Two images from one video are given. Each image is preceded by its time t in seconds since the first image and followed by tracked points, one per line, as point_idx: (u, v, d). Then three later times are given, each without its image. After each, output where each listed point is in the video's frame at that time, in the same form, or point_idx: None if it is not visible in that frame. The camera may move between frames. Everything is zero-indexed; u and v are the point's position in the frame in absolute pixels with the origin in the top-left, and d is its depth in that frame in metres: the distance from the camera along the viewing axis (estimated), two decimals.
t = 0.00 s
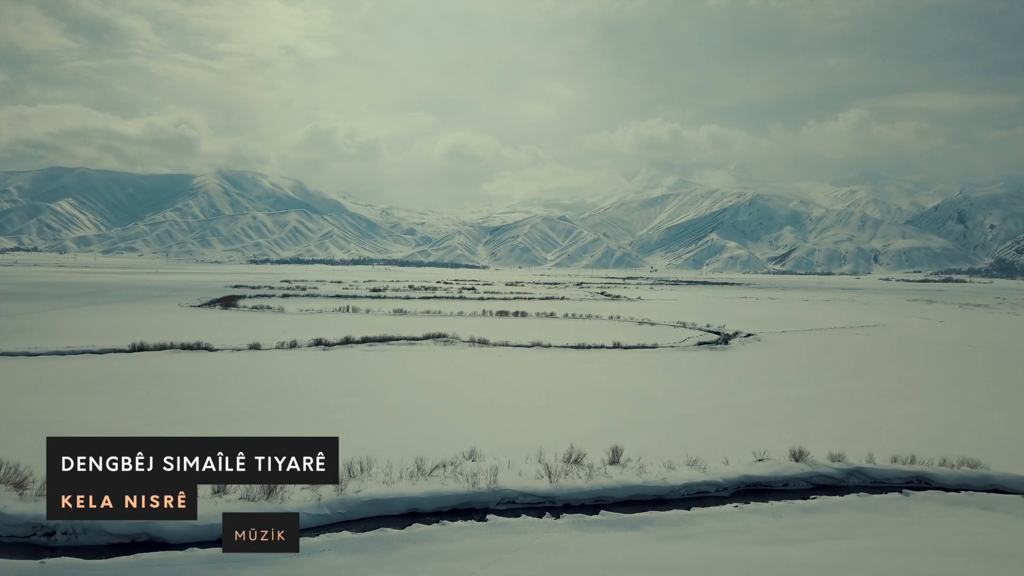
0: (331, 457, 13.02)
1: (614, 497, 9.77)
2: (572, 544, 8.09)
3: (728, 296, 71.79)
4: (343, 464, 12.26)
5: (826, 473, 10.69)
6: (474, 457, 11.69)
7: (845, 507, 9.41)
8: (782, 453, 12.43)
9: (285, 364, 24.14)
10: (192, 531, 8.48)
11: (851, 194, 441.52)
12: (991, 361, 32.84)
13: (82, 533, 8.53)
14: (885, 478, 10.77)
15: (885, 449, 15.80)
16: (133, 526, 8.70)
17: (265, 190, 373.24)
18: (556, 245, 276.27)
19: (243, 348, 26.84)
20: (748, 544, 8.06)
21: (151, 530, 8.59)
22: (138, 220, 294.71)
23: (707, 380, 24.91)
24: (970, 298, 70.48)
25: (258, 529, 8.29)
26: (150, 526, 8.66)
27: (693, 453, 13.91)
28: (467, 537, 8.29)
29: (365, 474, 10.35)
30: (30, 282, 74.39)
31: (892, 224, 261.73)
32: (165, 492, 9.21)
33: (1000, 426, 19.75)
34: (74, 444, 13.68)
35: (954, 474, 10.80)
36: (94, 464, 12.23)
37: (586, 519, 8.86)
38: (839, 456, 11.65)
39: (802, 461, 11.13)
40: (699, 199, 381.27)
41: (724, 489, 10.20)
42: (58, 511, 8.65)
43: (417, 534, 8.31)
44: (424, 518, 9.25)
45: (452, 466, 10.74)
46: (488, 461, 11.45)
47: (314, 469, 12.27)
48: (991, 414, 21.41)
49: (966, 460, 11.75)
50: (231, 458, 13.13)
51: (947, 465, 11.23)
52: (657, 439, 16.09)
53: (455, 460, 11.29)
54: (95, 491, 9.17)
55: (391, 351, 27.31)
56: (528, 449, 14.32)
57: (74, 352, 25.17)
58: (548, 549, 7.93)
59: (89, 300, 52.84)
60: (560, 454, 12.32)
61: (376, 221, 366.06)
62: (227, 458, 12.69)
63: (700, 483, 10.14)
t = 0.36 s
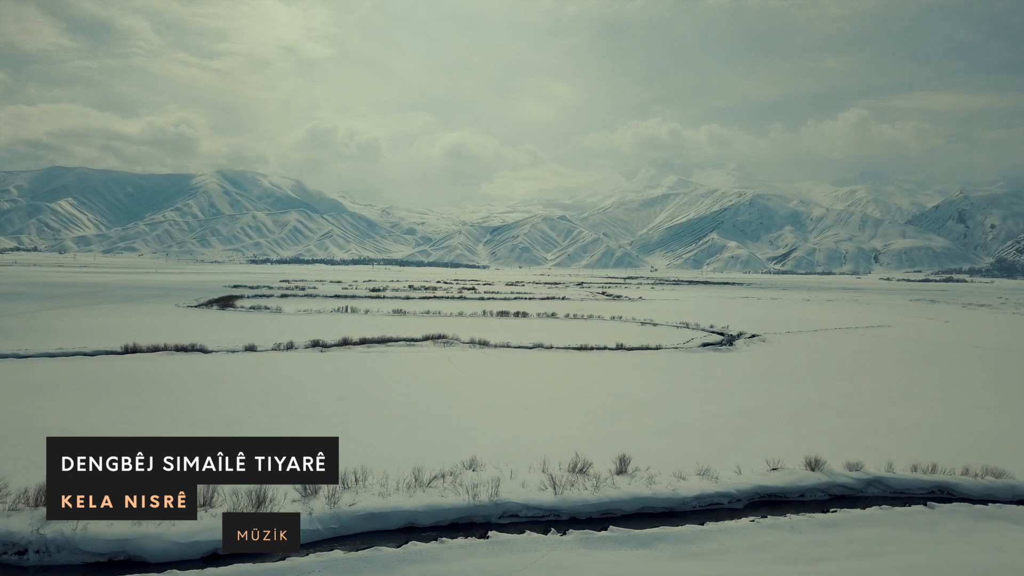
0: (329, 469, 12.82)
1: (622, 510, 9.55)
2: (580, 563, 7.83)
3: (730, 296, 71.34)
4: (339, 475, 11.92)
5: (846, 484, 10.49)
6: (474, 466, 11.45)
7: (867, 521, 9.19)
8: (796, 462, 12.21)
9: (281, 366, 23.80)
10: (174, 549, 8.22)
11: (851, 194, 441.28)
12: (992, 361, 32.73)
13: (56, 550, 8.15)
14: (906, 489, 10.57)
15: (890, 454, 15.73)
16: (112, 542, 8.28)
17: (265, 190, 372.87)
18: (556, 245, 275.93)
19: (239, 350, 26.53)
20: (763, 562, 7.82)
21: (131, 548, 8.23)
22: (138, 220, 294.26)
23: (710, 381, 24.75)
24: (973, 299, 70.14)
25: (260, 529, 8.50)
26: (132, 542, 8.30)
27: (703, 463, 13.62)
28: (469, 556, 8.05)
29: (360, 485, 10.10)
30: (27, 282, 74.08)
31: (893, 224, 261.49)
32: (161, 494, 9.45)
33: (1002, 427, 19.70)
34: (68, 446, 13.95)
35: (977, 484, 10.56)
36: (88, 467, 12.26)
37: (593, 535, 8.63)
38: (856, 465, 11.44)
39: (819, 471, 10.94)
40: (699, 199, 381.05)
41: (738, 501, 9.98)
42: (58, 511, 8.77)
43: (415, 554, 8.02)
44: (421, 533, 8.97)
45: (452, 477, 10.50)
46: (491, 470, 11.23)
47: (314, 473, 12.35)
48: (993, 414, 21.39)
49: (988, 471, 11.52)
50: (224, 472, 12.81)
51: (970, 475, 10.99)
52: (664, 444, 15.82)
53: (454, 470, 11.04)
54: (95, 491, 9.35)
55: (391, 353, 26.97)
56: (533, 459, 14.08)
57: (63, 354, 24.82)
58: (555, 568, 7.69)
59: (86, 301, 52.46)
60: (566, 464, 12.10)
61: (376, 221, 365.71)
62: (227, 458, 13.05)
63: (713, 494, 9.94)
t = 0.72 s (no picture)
0: (328, 479, 12.49)
1: (630, 524, 9.32)
2: None
3: (732, 296, 71.06)
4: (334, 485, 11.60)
5: (866, 494, 10.30)
6: (474, 476, 11.14)
7: (891, 535, 8.96)
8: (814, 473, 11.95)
9: (279, 368, 23.51)
10: (150, 568, 7.85)
11: (851, 194, 440.83)
12: (993, 361, 32.65)
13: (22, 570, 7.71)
14: (929, 500, 10.35)
15: (893, 455, 15.63)
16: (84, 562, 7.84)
17: (265, 190, 372.45)
18: (556, 245, 275.35)
19: (234, 352, 26.16)
20: None
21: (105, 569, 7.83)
22: (138, 220, 293.67)
23: (712, 381, 24.58)
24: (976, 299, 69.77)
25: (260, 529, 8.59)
26: (105, 562, 7.88)
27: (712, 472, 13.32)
28: None
29: (353, 497, 9.81)
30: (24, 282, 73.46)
31: (894, 224, 261.12)
32: (161, 494, 9.63)
33: (1002, 426, 19.66)
34: (68, 447, 13.98)
35: (1003, 495, 10.34)
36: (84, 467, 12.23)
37: (601, 553, 8.40)
38: (876, 474, 11.22)
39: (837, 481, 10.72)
40: (699, 199, 380.61)
41: (752, 514, 9.75)
42: (58, 510, 9.07)
43: None
44: (418, 549, 8.69)
45: (450, 488, 10.20)
46: (492, 480, 10.97)
47: (314, 473, 12.65)
48: (993, 413, 21.35)
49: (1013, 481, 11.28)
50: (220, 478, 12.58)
51: (995, 486, 10.75)
52: (670, 447, 15.57)
53: (453, 481, 10.73)
54: (95, 491, 9.57)
55: (389, 354, 26.63)
56: (536, 466, 13.81)
57: (55, 357, 24.44)
58: None
59: (83, 301, 52.16)
60: (574, 474, 11.84)
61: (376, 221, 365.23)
62: (227, 458, 13.06)
63: (726, 507, 9.71)
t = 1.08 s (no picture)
0: (327, 487, 12.18)
1: (641, 540, 9.05)
2: None
3: (733, 297, 70.92)
4: (327, 496, 11.25)
5: (888, 507, 10.07)
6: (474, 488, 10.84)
7: (918, 552, 8.73)
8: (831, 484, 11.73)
9: (277, 369, 23.25)
10: None
11: (852, 194, 440.49)
12: (995, 361, 32.49)
13: None
14: (954, 513, 10.13)
15: (896, 456, 15.50)
16: None
17: (265, 190, 372.22)
18: (556, 245, 275.17)
19: (228, 353, 25.77)
20: None
21: None
22: (138, 220, 293.47)
23: (713, 382, 24.38)
24: (979, 299, 69.43)
25: (260, 530, 8.72)
26: None
27: (722, 479, 13.04)
28: None
29: (347, 512, 9.49)
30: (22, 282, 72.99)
31: (894, 224, 260.75)
32: (160, 495, 10.75)
33: (1005, 425, 19.51)
34: (68, 446, 13.94)
35: None
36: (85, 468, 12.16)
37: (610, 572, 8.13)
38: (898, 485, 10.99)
39: (856, 492, 10.48)
40: (699, 199, 380.40)
41: (768, 528, 9.51)
42: (58, 511, 10.37)
43: None
44: (416, 569, 8.43)
45: (448, 502, 9.89)
46: (494, 492, 10.67)
47: (314, 473, 12.75)
48: (994, 412, 21.23)
49: None
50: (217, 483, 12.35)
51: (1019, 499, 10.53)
52: (677, 450, 15.30)
53: (451, 493, 10.42)
54: (94, 492, 10.71)
55: (388, 355, 26.36)
56: (541, 472, 13.55)
57: (45, 358, 24.00)
58: None
59: (80, 301, 51.91)
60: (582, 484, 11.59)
61: (376, 220, 365.02)
62: (227, 458, 13.11)
63: (742, 521, 9.45)
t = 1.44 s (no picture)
0: (329, 493, 11.94)
1: (653, 558, 8.78)
2: None
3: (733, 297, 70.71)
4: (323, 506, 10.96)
5: (911, 520, 9.86)
6: (476, 500, 10.54)
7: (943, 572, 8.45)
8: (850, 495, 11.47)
9: (275, 370, 22.94)
10: None
11: (852, 194, 440.38)
12: (996, 362, 32.31)
13: None
14: (981, 526, 9.84)
15: (896, 456, 15.32)
16: None
17: (265, 190, 372.09)
18: (556, 245, 275.00)
19: (223, 355, 25.42)
20: None
21: None
22: (138, 220, 293.26)
23: (714, 383, 24.16)
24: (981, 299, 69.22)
25: (260, 531, 8.95)
26: None
27: (729, 483, 12.81)
28: None
29: (340, 529, 9.17)
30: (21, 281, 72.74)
31: (895, 224, 260.47)
32: (160, 495, 10.86)
33: (1007, 426, 19.35)
34: (68, 446, 13.76)
35: None
36: (84, 471, 11.89)
37: None
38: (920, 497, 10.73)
39: (878, 505, 10.27)
40: (699, 198, 380.20)
41: (786, 544, 9.26)
42: (58, 511, 10.47)
43: None
44: None
45: (447, 517, 9.60)
46: (496, 504, 10.38)
47: (314, 473, 12.79)
48: (995, 413, 21.03)
49: None
50: (218, 484, 12.22)
51: None
52: (681, 452, 15.06)
53: (451, 506, 10.14)
54: (94, 492, 10.84)
55: (387, 357, 26.02)
56: (544, 476, 13.30)
57: (35, 360, 23.58)
58: None
59: (76, 301, 51.59)
60: (591, 494, 11.32)
61: (376, 220, 364.85)
62: (227, 458, 13.02)
63: (758, 537, 9.19)
